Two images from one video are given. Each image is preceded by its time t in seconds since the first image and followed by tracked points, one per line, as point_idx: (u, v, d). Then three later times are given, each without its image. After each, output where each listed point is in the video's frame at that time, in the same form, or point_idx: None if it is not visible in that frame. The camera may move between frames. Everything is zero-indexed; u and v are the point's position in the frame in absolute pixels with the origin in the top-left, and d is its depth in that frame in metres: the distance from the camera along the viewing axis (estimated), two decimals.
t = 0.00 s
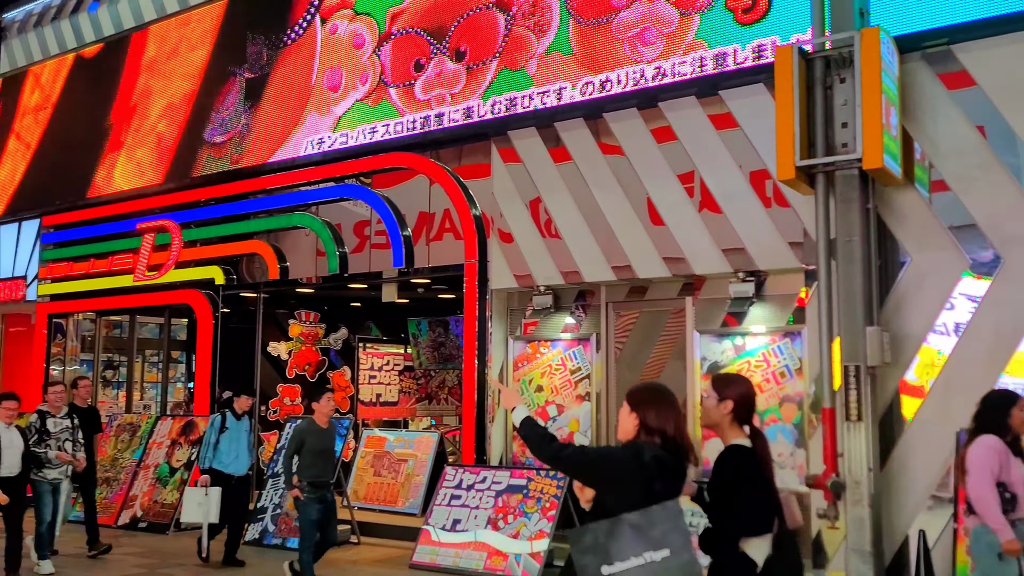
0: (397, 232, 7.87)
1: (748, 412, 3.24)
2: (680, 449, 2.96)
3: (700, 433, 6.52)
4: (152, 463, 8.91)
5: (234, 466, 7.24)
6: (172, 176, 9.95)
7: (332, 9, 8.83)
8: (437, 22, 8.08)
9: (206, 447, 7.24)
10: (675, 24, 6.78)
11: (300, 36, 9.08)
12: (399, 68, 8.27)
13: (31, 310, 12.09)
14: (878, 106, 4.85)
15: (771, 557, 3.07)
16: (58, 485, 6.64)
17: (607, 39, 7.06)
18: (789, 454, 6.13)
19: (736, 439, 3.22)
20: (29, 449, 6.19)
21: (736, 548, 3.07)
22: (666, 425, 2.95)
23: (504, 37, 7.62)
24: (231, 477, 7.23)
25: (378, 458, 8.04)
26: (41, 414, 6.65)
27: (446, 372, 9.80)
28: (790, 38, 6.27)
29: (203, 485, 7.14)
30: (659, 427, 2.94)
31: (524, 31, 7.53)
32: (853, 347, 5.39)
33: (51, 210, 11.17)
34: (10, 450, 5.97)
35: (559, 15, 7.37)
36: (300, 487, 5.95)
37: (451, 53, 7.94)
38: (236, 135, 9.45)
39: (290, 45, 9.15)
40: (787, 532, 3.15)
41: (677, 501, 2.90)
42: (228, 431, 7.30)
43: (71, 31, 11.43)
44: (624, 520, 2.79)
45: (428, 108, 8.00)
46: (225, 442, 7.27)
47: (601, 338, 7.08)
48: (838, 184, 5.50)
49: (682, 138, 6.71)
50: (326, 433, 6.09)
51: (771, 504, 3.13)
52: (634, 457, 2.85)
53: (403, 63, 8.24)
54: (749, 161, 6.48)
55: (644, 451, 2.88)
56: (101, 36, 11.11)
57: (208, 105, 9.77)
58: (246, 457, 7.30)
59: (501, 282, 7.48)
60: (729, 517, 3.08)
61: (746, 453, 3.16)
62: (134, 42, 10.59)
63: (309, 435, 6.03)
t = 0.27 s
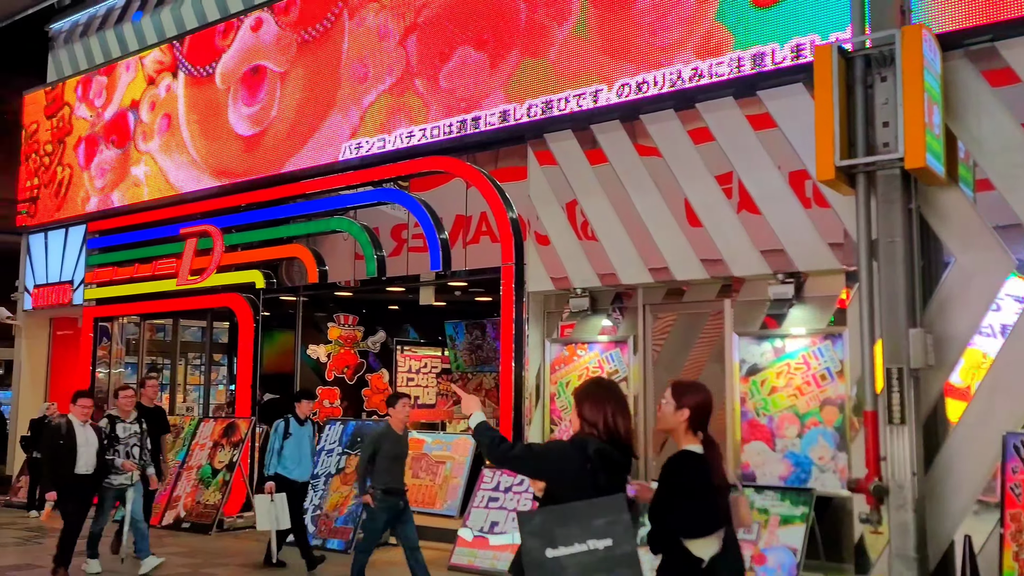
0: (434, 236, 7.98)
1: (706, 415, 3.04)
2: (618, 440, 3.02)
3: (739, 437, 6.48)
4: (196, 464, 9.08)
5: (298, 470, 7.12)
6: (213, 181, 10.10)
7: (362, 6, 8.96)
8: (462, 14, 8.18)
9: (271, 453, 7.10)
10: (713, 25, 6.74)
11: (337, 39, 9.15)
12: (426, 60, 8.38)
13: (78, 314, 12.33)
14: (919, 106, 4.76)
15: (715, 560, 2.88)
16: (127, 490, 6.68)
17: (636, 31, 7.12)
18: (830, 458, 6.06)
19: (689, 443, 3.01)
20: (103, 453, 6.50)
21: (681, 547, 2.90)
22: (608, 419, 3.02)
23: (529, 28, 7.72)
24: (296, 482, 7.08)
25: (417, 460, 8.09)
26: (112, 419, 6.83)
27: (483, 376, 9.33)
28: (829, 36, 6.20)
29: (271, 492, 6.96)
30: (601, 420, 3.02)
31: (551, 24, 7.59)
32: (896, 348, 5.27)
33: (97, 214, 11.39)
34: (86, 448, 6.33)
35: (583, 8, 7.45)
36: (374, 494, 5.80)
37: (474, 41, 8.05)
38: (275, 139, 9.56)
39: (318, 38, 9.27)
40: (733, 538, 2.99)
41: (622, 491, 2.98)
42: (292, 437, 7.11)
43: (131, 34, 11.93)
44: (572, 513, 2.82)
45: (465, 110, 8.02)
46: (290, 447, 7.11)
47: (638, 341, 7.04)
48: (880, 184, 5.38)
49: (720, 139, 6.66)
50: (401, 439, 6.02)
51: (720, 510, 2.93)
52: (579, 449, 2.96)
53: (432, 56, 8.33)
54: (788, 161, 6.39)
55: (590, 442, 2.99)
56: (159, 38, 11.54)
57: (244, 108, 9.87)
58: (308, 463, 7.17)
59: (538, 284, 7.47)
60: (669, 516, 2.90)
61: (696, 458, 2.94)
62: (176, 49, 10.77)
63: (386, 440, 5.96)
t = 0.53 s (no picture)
0: (468, 238, 8.01)
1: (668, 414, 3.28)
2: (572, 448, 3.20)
3: (776, 439, 6.42)
4: (234, 465, 9.21)
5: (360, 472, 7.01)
6: (252, 186, 10.24)
7: (405, 15, 8.99)
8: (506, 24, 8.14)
9: (333, 455, 6.96)
10: (748, 24, 6.71)
11: (375, 44, 9.24)
12: (468, 70, 8.35)
13: (121, 316, 12.57)
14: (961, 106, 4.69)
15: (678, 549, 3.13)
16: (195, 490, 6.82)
17: (680, 38, 7.04)
18: (869, 461, 6.00)
19: (656, 436, 3.25)
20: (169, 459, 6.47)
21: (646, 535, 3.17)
22: (564, 428, 3.19)
23: (575, 37, 7.65)
24: (360, 484, 6.97)
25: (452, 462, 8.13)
26: (179, 419, 6.91)
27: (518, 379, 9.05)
28: (867, 34, 6.12)
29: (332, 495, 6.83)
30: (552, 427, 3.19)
31: (595, 33, 7.53)
32: (936, 350, 5.10)
33: (139, 219, 11.60)
34: (153, 459, 6.27)
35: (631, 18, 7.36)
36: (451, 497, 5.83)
37: (523, 53, 7.97)
38: (313, 144, 9.67)
39: (364, 51, 9.33)
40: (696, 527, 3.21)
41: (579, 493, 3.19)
42: (354, 437, 6.98)
43: (171, 41, 12.14)
44: (528, 516, 3.05)
45: (499, 113, 8.05)
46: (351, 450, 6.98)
47: (673, 343, 7.02)
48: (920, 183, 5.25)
49: (756, 139, 6.61)
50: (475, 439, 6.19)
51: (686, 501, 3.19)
52: (536, 455, 3.12)
53: (474, 66, 8.31)
54: (825, 161, 6.33)
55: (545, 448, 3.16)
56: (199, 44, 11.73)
57: (285, 115, 10.00)
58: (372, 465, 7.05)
59: (572, 286, 7.47)
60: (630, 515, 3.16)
61: (662, 454, 3.18)
62: (216, 55, 10.94)
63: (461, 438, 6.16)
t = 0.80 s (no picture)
0: (500, 241, 8.02)
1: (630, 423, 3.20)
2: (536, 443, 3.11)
3: (811, 441, 6.36)
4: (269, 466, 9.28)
5: (413, 477, 6.87)
6: (284, 190, 10.33)
7: (434, 24, 9.03)
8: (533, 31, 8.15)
9: (388, 459, 6.85)
10: (780, 24, 6.64)
11: (404, 50, 9.29)
12: (496, 76, 8.38)
13: (156, 319, 12.74)
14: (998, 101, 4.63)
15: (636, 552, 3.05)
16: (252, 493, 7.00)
17: (709, 42, 6.99)
18: (907, 464, 5.93)
19: (619, 441, 3.18)
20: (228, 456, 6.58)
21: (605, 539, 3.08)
22: (525, 424, 3.10)
23: (604, 44, 7.62)
24: (412, 491, 6.85)
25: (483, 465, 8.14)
26: (236, 423, 7.13)
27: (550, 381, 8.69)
28: (902, 33, 6.05)
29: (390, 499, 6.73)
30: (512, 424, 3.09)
31: (623, 38, 7.51)
32: (974, 350, 5.04)
33: (173, 224, 11.75)
34: (213, 454, 6.40)
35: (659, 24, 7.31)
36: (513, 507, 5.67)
37: (552, 58, 7.96)
38: (344, 149, 9.74)
39: (393, 59, 9.37)
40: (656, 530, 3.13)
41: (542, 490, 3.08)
42: (409, 442, 6.90)
43: (205, 48, 12.30)
44: (498, 511, 2.95)
45: (529, 116, 8.05)
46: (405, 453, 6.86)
47: (706, 345, 6.98)
48: (956, 182, 5.11)
49: (789, 139, 6.55)
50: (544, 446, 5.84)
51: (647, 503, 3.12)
52: (498, 454, 3.03)
53: (502, 72, 8.33)
54: (859, 160, 6.25)
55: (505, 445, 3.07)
56: (232, 50, 11.88)
57: (316, 121, 10.08)
58: (426, 470, 6.92)
59: (603, 288, 7.44)
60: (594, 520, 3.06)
61: (625, 458, 3.11)
62: (248, 62, 11.06)
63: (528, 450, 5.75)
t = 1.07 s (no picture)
0: (528, 243, 7.97)
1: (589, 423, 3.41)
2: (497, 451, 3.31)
3: (843, 444, 6.30)
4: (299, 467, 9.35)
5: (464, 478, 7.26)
6: (313, 194, 10.41)
7: (462, 27, 9.05)
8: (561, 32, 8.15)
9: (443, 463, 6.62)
10: (810, 24, 6.58)
11: (432, 54, 9.33)
12: (524, 78, 8.39)
13: (188, 322, 12.90)
14: None
15: (608, 541, 3.23)
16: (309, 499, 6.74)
17: (738, 43, 6.94)
18: (941, 468, 5.85)
19: (584, 438, 3.38)
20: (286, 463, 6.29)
21: (575, 529, 3.27)
22: (486, 431, 3.31)
23: (632, 45, 7.59)
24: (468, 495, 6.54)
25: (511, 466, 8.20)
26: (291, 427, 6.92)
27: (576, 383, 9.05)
28: (934, 31, 5.98)
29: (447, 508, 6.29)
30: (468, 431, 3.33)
31: (651, 39, 7.48)
32: (1011, 354, 4.77)
33: (204, 228, 11.88)
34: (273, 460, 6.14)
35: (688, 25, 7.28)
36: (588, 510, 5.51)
37: (579, 61, 7.96)
38: (373, 152, 9.79)
39: (421, 63, 9.40)
40: (624, 522, 3.30)
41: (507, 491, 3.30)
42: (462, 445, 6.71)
43: (235, 54, 12.44)
44: (469, 517, 3.20)
45: (557, 118, 8.05)
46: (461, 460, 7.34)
47: (735, 347, 6.94)
48: (993, 181, 4.91)
49: (819, 140, 6.50)
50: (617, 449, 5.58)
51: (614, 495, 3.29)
52: (463, 462, 3.24)
53: (530, 75, 8.34)
54: (891, 161, 6.19)
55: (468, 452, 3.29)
56: (262, 56, 12.01)
57: (345, 125, 10.15)
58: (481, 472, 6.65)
59: (631, 290, 7.44)
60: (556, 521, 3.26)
61: (590, 452, 3.29)
62: (277, 67, 11.15)
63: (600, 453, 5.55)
